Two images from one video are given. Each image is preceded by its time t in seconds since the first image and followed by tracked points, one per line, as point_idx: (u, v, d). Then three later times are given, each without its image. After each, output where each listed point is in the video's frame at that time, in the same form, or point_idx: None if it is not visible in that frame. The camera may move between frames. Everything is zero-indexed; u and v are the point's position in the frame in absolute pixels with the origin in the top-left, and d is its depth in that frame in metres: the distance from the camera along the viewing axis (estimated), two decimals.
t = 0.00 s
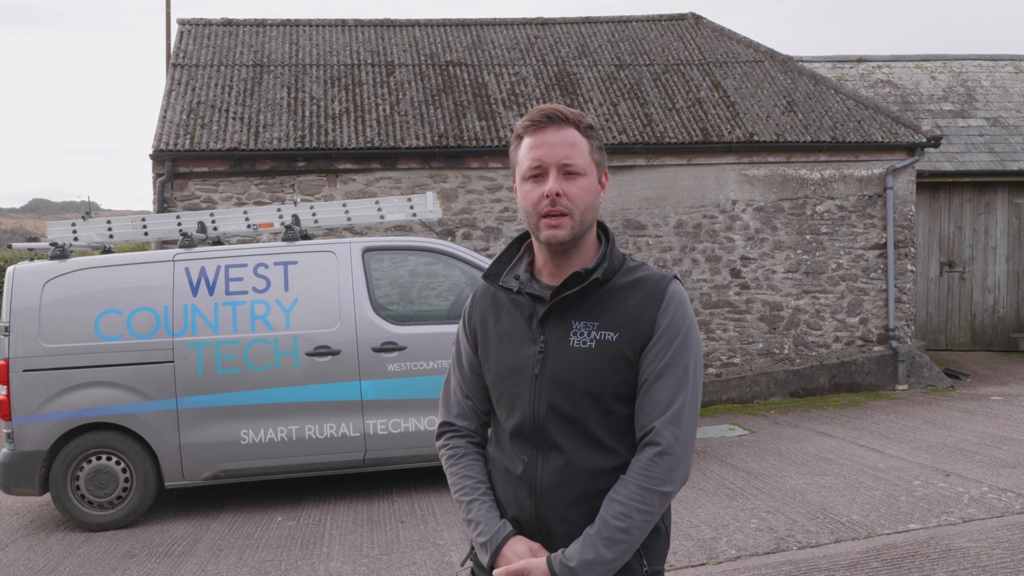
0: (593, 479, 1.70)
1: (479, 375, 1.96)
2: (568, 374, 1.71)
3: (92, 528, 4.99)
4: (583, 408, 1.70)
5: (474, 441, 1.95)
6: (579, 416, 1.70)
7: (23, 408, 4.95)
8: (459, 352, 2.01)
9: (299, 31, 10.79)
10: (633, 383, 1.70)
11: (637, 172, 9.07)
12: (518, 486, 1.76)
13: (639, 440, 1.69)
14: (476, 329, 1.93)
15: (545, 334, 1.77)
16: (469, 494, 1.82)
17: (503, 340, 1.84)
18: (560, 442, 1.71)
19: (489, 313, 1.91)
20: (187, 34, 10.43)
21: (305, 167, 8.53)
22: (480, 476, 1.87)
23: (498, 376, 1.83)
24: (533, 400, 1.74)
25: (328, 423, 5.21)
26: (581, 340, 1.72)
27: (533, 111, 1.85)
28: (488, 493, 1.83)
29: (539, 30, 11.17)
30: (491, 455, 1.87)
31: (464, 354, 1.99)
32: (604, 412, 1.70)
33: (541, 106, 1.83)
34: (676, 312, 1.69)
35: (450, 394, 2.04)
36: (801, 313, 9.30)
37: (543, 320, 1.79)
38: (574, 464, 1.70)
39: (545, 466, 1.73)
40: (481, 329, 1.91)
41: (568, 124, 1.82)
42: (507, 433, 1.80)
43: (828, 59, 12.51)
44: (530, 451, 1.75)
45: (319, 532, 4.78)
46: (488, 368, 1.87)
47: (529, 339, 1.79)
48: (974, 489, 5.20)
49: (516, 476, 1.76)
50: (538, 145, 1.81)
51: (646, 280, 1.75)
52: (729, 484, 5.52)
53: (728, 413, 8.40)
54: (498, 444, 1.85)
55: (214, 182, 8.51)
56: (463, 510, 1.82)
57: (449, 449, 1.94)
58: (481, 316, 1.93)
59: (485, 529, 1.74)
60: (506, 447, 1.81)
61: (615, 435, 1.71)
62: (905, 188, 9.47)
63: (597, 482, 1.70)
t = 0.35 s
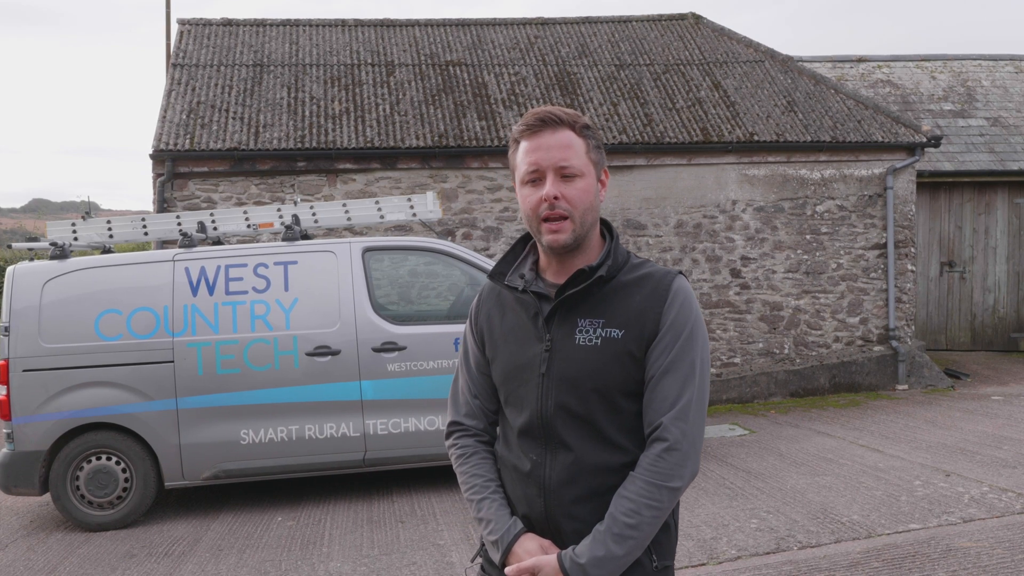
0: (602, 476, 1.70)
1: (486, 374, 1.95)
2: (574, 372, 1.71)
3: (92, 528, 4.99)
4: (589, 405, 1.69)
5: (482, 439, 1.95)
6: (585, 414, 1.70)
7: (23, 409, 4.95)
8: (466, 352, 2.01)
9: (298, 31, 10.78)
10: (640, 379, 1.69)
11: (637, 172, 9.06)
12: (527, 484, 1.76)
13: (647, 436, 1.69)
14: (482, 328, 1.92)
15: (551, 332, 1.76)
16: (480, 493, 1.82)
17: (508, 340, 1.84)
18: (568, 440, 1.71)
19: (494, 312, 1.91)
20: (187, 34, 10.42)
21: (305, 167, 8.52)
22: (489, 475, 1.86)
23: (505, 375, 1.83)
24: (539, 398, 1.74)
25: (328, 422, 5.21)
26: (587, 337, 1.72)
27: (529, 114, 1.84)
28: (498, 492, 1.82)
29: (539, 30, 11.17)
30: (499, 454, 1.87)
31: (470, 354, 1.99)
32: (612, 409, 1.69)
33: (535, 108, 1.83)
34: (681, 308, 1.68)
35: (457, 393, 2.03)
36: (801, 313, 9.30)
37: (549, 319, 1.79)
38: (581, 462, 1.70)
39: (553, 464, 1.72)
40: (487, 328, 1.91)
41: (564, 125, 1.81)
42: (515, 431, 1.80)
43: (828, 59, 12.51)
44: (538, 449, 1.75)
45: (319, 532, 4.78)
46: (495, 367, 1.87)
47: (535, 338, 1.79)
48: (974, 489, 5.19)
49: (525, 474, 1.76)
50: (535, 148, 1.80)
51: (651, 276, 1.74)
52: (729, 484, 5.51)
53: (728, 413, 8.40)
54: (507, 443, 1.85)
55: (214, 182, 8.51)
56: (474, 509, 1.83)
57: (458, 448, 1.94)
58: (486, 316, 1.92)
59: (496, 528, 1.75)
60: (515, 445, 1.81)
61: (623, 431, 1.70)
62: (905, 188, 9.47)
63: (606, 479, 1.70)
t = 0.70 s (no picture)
0: (600, 476, 1.70)
1: (481, 376, 1.94)
2: (574, 372, 1.70)
3: (91, 528, 4.99)
4: (589, 404, 1.69)
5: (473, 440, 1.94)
6: (586, 413, 1.69)
7: (22, 409, 4.95)
8: (459, 354, 2.00)
9: (298, 31, 10.78)
10: (639, 379, 1.69)
11: (637, 172, 9.06)
12: (524, 484, 1.75)
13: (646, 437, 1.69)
14: (479, 328, 1.91)
15: (551, 331, 1.76)
16: (473, 494, 1.81)
17: (506, 338, 1.83)
18: (567, 439, 1.71)
19: (491, 311, 1.90)
20: (187, 34, 10.42)
21: (305, 167, 8.52)
22: (483, 476, 1.86)
23: (503, 374, 1.82)
24: (539, 398, 1.73)
25: (328, 423, 5.21)
26: (587, 337, 1.72)
27: (540, 113, 1.84)
28: (492, 494, 1.81)
29: (539, 30, 11.16)
30: (494, 455, 1.86)
31: (464, 355, 1.98)
32: (611, 408, 1.69)
33: (548, 109, 1.82)
34: (681, 309, 1.69)
35: (449, 395, 2.02)
36: (801, 313, 9.29)
37: (548, 318, 1.78)
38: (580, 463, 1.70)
39: (551, 463, 1.72)
40: (484, 328, 1.90)
41: (576, 128, 1.81)
42: (512, 431, 1.80)
43: (827, 59, 12.51)
44: (536, 448, 1.74)
45: (319, 532, 4.78)
46: (492, 367, 1.86)
47: (534, 337, 1.78)
48: (974, 489, 5.19)
49: (522, 475, 1.75)
50: (545, 149, 1.79)
51: (651, 277, 1.75)
52: (729, 484, 5.51)
53: (728, 413, 8.39)
54: (502, 444, 1.84)
55: (213, 182, 8.50)
56: (467, 512, 1.80)
57: (450, 450, 1.92)
58: (483, 315, 1.91)
59: (491, 528, 1.73)
60: (510, 445, 1.80)
61: (622, 431, 1.70)
62: (905, 188, 9.47)
63: (605, 479, 1.70)
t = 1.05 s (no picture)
0: (590, 475, 1.69)
1: (471, 374, 1.94)
2: (565, 368, 1.70)
3: (91, 528, 4.98)
4: (579, 402, 1.69)
5: (463, 438, 1.94)
6: (576, 410, 1.69)
7: (21, 409, 4.94)
8: (450, 352, 2.00)
9: (297, 31, 10.77)
10: (632, 376, 1.69)
11: (636, 172, 9.06)
12: (513, 483, 1.76)
13: (646, 434, 1.68)
14: (469, 326, 1.91)
15: (542, 328, 1.76)
16: (464, 487, 1.81)
17: (497, 335, 1.82)
18: (557, 437, 1.71)
19: (483, 309, 1.90)
20: (186, 34, 10.42)
21: (304, 167, 8.52)
22: (471, 471, 1.86)
23: (492, 372, 1.82)
24: (529, 396, 1.73)
25: (327, 422, 5.21)
26: (579, 332, 1.72)
27: (548, 107, 1.84)
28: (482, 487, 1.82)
29: (538, 30, 11.16)
30: (483, 454, 1.86)
31: (455, 354, 1.98)
32: (602, 405, 1.69)
33: (556, 102, 1.83)
34: (675, 306, 1.68)
35: (439, 394, 2.02)
36: (800, 313, 9.29)
37: (540, 315, 1.78)
38: (568, 462, 1.70)
39: (541, 461, 1.72)
40: (474, 325, 1.90)
41: (582, 124, 1.81)
42: (501, 429, 1.80)
43: (827, 59, 12.51)
44: (525, 446, 1.74)
45: (318, 532, 4.77)
46: (482, 365, 1.86)
47: (525, 334, 1.78)
48: (973, 489, 5.19)
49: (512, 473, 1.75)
50: (552, 141, 1.79)
51: (644, 275, 1.75)
52: (728, 484, 5.51)
53: (728, 413, 8.39)
54: (490, 442, 1.84)
55: (213, 182, 8.50)
56: (458, 504, 1.80)
57: (440, 445, 1.92)
58: (474, 313, 1.91)
59: (481, 516, 1.73)
60: (498, 443, 1.80)
61: (613, 429, 1.70)
62: (905, 188, 9.47)
63: (594, 478, 1.70)
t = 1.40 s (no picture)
0: (585, 477, 1.69)
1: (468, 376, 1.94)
2: (560, 369, 1.70)
3: (91, 528, 4.99)
4: (574, 403, 1.69)
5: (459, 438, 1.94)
6: (571, 412, 1.69)
7: (21, 408, 4.94)
8: (447, 353, 2.00)
9: (297, 31, 10.77)
10: (627, 377, 1.69)
11: (636, 172, 9.06)
12: (507, 484, 1.76)
13: (644, 436, 1.68)
14: (465, 327, 1.91)
15: (537, 328, 1.76)
16: (458, 488, 1.82)
17: (492, 335, 1.83)
18: (551, 438, 1.71)
19: (478, 309, 1.90)
20: (186, 34, 10.42)
21: (304, 167, 8.52)
22: (467, 471, 1.86)
23: (488, 372, 1.82)
24: (524, 397, 1.73)
25: (327, 423, 5.21)
26: (574, 333, 1.72)
27: (543, 107, 1.83)
28: (477, 487, 1.82)
29: (538, 30, 11.16)
30: (478, 455, 1.86)
31: (452, 354, 1.98)
32: (597, 406, 1.69)
33: (551, 103, 1.82)
34: (671, 308, 1.68)
35: (435, 396, 2.03)
36: (800, 313, 9.29)
37: (535, 315, 1.78)
38: (563, 464, 1.70)
39: (535, 462, 1.72)
40: (470, 326, 1.90)
41: (578, 125, 1.81)
42: (496, 430, 1.80)
43: (827, 59, 12.51)
44: (519, 447, 1.74)
45: (317, 532, 4.77)
46: (478, 365, 1.86)
47: (521, 335, 1.78)
48: (973, 489, 5.19)
49: (507, 475, 1.76)
50: (547, 144, 1.79)
51: (639, 276, 1.75)
52: (728, 484, 5.51)
53: (728, 413, 8.39)
54: (486, 445, 1.84)
55: (213, 182, 8.50)
56: (454, 504, 1.81)
57: (436, 445, 1.93)
58: (469, 313, 1.91)
59: (474, 517, 1.73)
60: (493, 444, 1.81)
61: (608, 430, 1.70)
62: (905, 188, 9.47)
63: (588, 480, 1.69)
